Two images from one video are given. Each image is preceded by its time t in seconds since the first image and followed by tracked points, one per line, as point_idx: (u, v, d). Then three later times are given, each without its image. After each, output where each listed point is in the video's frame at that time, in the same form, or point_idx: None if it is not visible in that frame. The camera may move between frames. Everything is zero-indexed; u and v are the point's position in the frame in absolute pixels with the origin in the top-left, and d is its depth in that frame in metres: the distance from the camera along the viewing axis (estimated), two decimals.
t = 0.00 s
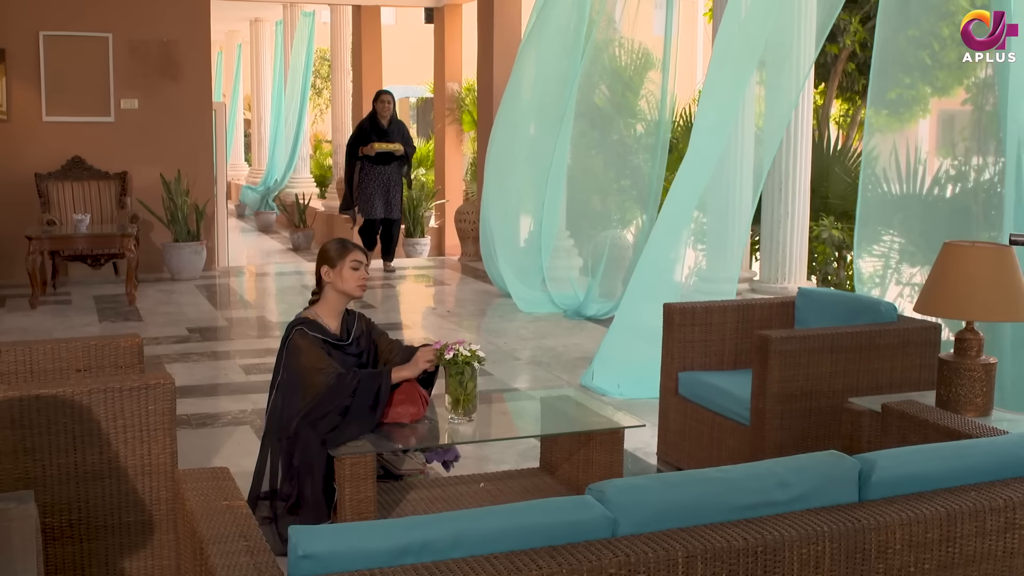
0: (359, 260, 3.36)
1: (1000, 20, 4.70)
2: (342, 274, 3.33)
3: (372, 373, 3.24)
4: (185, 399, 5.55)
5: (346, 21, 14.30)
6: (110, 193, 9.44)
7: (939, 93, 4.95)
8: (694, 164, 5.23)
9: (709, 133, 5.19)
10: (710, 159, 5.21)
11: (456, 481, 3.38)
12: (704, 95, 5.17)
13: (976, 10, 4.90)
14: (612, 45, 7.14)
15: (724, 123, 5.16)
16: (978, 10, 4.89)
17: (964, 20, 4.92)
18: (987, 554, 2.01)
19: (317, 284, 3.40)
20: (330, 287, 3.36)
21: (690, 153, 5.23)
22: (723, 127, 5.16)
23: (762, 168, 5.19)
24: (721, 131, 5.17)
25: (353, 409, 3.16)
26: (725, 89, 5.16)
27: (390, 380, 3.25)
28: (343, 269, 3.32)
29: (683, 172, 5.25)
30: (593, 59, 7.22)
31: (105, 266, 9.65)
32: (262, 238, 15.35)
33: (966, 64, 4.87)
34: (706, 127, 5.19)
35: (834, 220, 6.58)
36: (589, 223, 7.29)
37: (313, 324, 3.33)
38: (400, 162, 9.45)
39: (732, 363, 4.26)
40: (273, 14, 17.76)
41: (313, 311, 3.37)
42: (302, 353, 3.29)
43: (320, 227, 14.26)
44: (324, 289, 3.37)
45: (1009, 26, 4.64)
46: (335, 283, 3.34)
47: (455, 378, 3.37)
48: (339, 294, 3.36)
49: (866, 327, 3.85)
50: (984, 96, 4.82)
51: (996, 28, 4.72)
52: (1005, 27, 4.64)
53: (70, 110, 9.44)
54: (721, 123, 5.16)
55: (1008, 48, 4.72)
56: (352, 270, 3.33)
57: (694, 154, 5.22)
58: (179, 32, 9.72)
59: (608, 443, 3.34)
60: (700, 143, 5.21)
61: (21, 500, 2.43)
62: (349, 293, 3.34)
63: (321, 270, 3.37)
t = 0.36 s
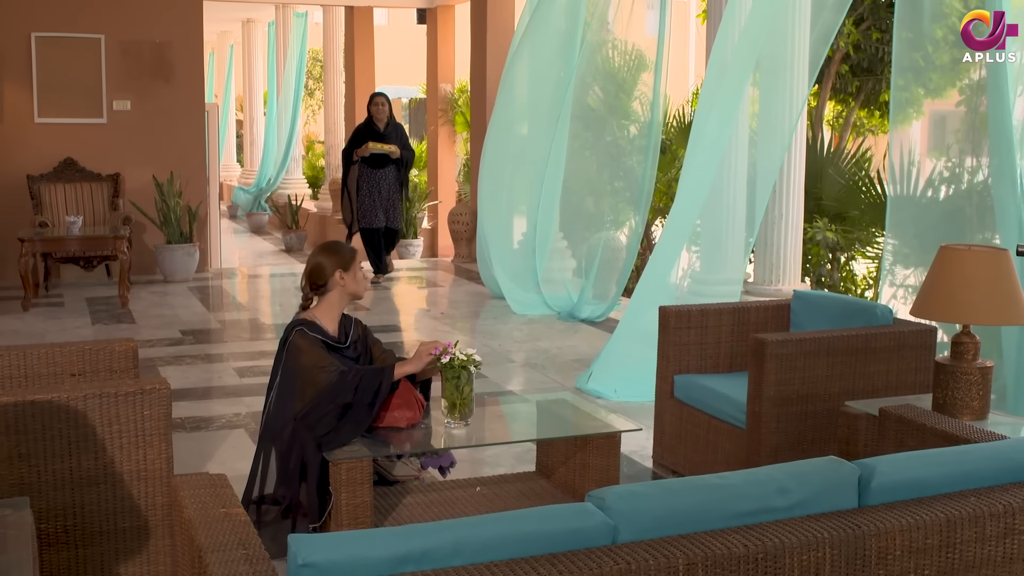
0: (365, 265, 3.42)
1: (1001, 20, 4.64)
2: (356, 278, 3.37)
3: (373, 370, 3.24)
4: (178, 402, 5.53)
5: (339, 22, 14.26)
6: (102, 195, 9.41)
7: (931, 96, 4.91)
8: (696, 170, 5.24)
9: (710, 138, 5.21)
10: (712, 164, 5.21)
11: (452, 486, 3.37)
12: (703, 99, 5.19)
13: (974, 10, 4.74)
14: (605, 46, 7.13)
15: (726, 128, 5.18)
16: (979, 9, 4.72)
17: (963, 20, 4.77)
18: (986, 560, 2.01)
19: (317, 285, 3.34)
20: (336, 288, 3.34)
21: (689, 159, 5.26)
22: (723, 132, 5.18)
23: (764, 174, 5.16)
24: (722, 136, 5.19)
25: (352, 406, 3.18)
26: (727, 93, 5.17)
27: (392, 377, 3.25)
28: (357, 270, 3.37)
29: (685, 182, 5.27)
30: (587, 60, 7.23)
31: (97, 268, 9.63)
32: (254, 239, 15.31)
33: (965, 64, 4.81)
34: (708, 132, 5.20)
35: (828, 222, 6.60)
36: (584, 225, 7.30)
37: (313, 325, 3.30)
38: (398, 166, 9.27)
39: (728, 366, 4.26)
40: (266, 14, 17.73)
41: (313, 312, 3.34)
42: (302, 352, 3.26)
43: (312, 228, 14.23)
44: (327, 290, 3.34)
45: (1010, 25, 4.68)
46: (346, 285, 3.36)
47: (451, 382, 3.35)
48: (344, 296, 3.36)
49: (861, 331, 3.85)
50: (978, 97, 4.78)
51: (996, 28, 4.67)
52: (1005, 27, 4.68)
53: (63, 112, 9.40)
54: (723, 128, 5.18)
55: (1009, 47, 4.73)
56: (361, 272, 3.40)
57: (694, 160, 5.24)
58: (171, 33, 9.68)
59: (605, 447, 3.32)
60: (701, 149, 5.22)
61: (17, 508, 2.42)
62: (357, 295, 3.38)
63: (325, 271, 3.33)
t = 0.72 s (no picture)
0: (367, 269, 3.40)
1: (1001, 20, 4.49)
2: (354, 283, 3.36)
3: (370, 383, 3.22)
4: (175, 405, 5.51)
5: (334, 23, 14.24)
6: (98, 197, 9.38)
7: (928, 96, 4.75)
8: (701, 175, 5.21)
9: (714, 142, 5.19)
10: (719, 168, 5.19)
11: (452, 489, 3.36)
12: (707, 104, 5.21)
13: (973, 10, 4.59)
14: (602, 47, 7.11)
15: (731, 133, 5.15)
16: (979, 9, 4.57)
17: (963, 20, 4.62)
18: (991, 564, 2.01)
19: (313, 288, 3.34)
20: (330, 293, 3.34)
21: (692, 164, 5.25)
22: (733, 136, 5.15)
23: (766, 177, 5.15)
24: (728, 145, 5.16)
25: (350, 417, 3.15)
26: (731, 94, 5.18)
27: (389, 392, 3.22)
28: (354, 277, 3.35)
29: (689, 187, 5.25)
30: (585, 61, 7.21)
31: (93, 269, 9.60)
32: (249, 240, 15.28)
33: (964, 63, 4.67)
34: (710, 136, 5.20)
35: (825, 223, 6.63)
36: (581, 226, 7.31)
37: (309, 330, 3.31)
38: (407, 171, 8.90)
39: (727, 368, 4.25)
40: (261, 15, 17.70)
41: (308, 316, 3.35)
42: (297, 357, 3.27)
43: (308, 229, 14.20)
44: (322, 294, 3.34)
45: (1010, 25, 4.53)
46: (341, 290, 3.35)
47: (451, 386, 3.35)
48: (337, 300, 3.35)
49: (861, 333, 3.84)
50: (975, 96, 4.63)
51: (997, 28, 4.51)
52: (1005, 27, 4.54)
53: (58, 113, 9.38)
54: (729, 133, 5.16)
55: (1009, 47, 4.54)
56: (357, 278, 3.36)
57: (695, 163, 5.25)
58: (168, 34, 9.66)
59: (605, 450, 3.30)
60: (706, 155, 5.21)
61: (17, 513, 2.41)
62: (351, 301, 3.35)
63: (322, 276, 3.33)
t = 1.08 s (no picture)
0: (352, 270, 3.35)
1: (1000, 20, 4.42)
2: (333, 285, 3.32)
3: (366, 381, 3.21)
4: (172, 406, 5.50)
5: (331, 23, 14.23)
6: (94, 198, 9.36)
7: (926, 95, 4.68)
8: (703, 187, 5.12)
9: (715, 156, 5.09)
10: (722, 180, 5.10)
11: (452, 491, 3.35)
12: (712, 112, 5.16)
13: (972, 10, 4.52)
14: (598, 48, 7.10)
15: (736, 144, 5.06)
16: (979, 9, 4.51)
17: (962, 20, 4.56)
18: (994, 566, 2.00)
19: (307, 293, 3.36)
20: (321, 296, 3.33)
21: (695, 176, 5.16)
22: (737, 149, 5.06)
23: (761, 183, 5.13)
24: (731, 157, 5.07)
25: (349, 417, 3.15)
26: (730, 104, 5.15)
27: (387, 387, 3.23)
28: (336, 278, 3.31)
29: (691, 199, 5.16)
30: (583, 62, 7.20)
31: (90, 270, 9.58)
32: (245, 240, 15.25)
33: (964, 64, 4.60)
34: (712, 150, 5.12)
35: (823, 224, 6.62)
36: (580, 227, 7.29)
37: (306, 331, 3.30)
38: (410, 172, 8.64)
39: (726, 369, 4.25)
40: (258, 15, 17.68)
41: (305, 318, 3.35)
42: (294, 357, 3.25)
43: (305, 229, 14.18)
44: (316, 297, 3.34)
45: (1010, 26, 4.44)
46: (327, 292, 3.32)
47: (451, 387, 3.34)
48: (331, 302, 3.34)
49: (860, 334, 3.84)
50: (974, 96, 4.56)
51: (996, 28, 4.44)
52: (1005, 27, 4.44)
53: (54, 114, 9.36)
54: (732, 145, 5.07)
55: (1009, 47, 4.48)
56: (344, 280, 3.32)
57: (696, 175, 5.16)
58: (164, 34, 9.65)
59: (605, 451, 3.28)
60: (711, 165, 5.11)
61: (18, 516, 2.40)
62: (342, 303, 3.32)
63: (313, 279, 3.34)
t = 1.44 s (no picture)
0: (354, 270, 3.34)
1: (1000, 20, 4.40)
2: (335, 285, 3.31)
3: (363, 372, 3.19)
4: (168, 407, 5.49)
5: (326, 24, 14.21)
6: (89, 198, 9.33)
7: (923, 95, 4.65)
8: (707, 195, 5.10)
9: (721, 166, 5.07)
10: (728, 189, 5.08)
11: (450, 492, 3.34)
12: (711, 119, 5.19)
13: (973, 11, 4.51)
14: (593, 48, 7.12)
15: (742, 152, 5.04)
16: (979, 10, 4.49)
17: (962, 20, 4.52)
18: (997, 567, 2.00)
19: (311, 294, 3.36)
20: (324, 298, 3.32)
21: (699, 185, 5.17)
22: (741, 158, 5.04)
23: (762, 188, 5.15)
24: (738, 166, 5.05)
25: (348, 411, 3.15)
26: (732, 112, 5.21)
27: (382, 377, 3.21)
28: (337, 279, 3.30)
29: (695, 206, 5.14)
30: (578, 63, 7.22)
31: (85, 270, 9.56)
32: (241, 241, 15.24)
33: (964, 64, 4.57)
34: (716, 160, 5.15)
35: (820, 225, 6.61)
36: (577, 228, 7.29)
37: (310, 330, 3.29)
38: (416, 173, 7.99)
39: (724, 370, 4.25)
40: (252, 15, 17.65)
41: (308, 320, 3.34)
42: (297, 356, 3.23)
43: (300, 230, 14.17)
44: (319, 298, 3.33)
45: (1010, 26, 4.40)
46: (329, 293, 3.32)
47: (449, 389, 3.33)
48: (333, 304, 3.33)
49: (859, 335, 3.84)
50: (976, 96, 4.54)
51: (996, 28, 4.42)
52: (1005, 27, 4.41)
53: (49, 114, 9.33)
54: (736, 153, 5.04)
55: (1009, 48, 4.47)
56: (346, 281, 3.31)
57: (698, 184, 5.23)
58: (160, 35, 9.62)
59: (604, 453, 3.28)
60: (718, 174, 5.08)
61: (17, 518, 2.39)
62: (343, 304, 3.31)
63: (316, 279, 3.34)
